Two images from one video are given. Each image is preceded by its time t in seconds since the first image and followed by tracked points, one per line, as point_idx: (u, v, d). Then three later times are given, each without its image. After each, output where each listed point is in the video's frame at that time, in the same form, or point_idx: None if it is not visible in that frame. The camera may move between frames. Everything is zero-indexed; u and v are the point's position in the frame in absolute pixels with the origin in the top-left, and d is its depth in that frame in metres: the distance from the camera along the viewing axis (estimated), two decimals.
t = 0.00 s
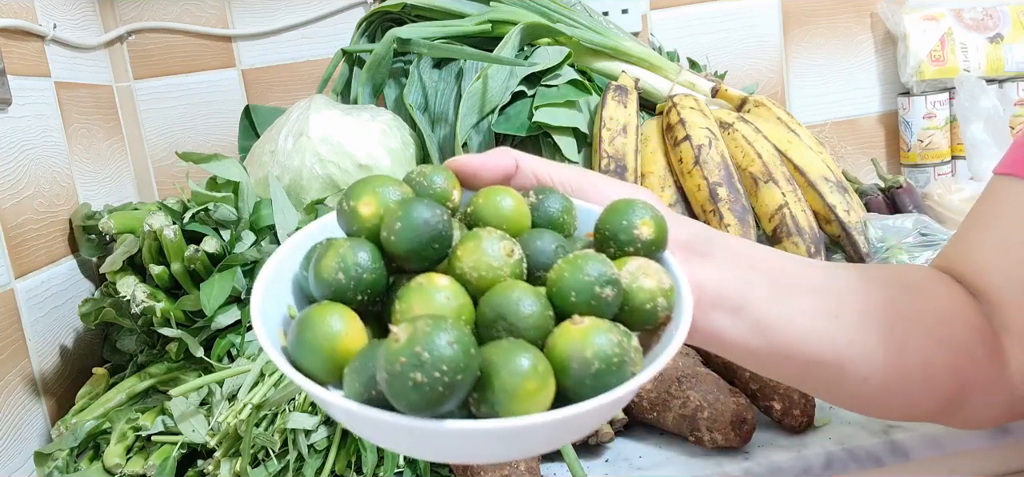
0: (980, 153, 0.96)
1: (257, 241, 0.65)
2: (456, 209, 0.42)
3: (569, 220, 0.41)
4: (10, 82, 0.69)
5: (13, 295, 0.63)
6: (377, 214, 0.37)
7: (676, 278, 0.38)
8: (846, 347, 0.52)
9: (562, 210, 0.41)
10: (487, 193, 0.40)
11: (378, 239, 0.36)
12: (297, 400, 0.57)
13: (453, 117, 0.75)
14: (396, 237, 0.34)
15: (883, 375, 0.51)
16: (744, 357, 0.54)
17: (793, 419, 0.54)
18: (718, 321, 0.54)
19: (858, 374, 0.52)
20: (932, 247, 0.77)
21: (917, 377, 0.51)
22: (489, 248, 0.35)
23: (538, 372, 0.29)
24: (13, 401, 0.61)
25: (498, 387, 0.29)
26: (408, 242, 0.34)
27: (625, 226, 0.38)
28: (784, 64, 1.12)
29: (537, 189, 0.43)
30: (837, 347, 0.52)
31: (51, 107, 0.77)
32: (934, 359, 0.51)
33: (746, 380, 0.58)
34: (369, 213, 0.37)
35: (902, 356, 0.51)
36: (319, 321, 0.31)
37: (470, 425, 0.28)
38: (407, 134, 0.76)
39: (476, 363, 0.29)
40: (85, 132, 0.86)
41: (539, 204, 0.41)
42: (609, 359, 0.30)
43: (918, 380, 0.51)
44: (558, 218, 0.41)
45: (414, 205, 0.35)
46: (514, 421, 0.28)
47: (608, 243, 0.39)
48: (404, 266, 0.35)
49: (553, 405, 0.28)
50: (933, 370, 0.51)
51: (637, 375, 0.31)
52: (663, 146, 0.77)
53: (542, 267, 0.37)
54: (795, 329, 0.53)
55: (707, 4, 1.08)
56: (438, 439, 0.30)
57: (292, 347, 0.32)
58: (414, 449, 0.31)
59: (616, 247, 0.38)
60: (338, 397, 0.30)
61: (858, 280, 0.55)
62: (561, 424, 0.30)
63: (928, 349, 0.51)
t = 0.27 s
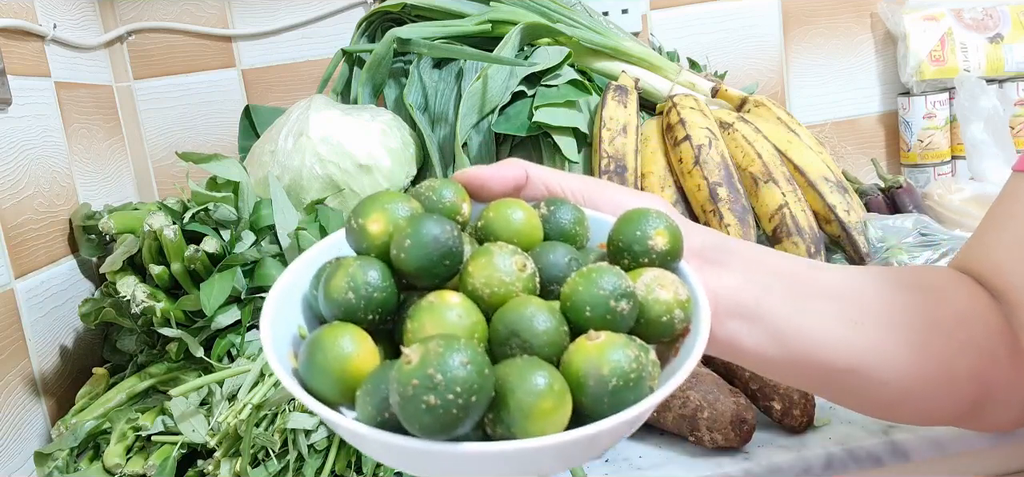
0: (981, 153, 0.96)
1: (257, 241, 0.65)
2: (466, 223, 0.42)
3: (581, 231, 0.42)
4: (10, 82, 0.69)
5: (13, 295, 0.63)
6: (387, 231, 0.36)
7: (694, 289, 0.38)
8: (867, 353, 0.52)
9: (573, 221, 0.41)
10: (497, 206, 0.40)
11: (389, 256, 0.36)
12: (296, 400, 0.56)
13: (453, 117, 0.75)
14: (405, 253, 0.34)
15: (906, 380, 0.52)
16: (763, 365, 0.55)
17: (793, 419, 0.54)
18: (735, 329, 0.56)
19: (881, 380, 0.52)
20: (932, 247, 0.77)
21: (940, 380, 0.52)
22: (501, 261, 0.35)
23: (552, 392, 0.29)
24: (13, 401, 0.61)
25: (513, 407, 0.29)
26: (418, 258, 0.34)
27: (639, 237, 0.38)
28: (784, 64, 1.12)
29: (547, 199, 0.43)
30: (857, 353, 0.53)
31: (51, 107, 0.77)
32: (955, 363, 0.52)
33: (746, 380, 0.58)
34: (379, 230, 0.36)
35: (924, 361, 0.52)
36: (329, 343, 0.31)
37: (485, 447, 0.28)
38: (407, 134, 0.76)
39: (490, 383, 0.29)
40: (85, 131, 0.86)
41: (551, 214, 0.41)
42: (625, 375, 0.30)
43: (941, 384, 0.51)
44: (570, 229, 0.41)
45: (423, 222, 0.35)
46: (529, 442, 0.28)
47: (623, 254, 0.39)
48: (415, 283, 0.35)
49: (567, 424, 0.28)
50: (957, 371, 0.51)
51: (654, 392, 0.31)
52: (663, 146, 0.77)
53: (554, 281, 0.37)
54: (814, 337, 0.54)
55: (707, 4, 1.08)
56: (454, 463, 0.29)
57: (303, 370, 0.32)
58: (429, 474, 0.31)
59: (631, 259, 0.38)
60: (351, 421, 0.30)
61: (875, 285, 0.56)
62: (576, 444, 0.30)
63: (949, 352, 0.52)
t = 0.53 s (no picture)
0: (981, 153, 0.96)
1: (257, 241, 0.65)
2: (478, 219, 0.41)
3: (595, 228, 0.41)
4: (10, 82, 0.69)
5: (13, 295, 0.63)
6: (400, 228, 0.36)
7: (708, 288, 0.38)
8: (883, 352, 0.52)
9: (587, 218, 0.41)
10: (510, 203, 0.40)
11: (401, 252, 0.36)
12: (297, 400, 0.56)
13: (453, 117, 0.75)
14: (419, 249, 0.34)
15: (924, 379, 0.52)
16: (778, 363, 0.55)
17: (793, 419, 0.54)
18: (750, 328, 0.56)
19: (898, 378, 0.52)
20: (932, 247, 0.77)
21: (959, 380, 0.51)
22: (513, 259, 0.35)
23: (563, 389, 0.29)
24: (13, 401, 0.61)
25: (524, 404, 0.29)
26: (431, 254, 0.34)
27: (653, 235, 0.38)
28: (784, 64, 1.12)
29: (561, 196, 0.43)
30: (873, 352, 0.53)
31: (50, 107, 0.77)
32: (973, 363, 0.51)
33: (746, 380, 0.58)
34: (392, 226, 0.36)
35: (941, 360, 0.52)
36: (342, 338, 0.31)
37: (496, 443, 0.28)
38: (407, 134, 0.76)
39: (500, 380, 0.29)
40: (84, 132, 0.86)
41: (564, 212, 0.41)
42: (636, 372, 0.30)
43: (960, 384, 0.51)
44: (583, 226, 0.41)
45: (436, 218, 0.34)
46: (539, 439, 0.28)
47: (636, 252, 0.38)
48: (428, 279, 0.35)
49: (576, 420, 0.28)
50: (974, 371, 0.51)
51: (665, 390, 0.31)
52: (663, 146, 0.77)
53: (567, 277, 0.37)
54: (829, 335, 0.54)
55: (707, 4, 1.08)
56: (466, 458, 0.30)
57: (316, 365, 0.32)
58: (440, 469, 0.31)
59: (643, 255, 0.38)
60: (362, 415, 0.30)
61: (893, 284, 0.56)
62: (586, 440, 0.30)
63: (969, 352, 0.51)
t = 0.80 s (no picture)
0: (981, 153, 0.96)
1: (257, 241, 0.65)
2: (487, 221, 0.41)
3: (604, 228, 0.41)
4: (10, 82, 0.69)
5: (13, 295, 0.63)
6: (407, 230, 0.36)
7: (716, 289, 0.38)
8: (897, 351, 0.53)
9: (595, 219, 0.41)
10: (518, 204, 0.40)
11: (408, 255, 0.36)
12: (297, 400, 0.56)
13: (453, 117, 0.75)
14: (424, 252, 0.34)
15: (938, 379, 0.52)
16: (789, 362, 0.55)
17: (793, 419, 0.54)
18: (761, 327, 0.56)
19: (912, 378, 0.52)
20: (932, 247, 0.77)
21: (974, 379, 0.51)
22: (519, 261, 0.35)
23: (568, 394, 0.29)
24: (13, 401, 0.61)
25: (528, 408, 0.29)
26: (436, 255, 0.34)
27: (661, 237, 0.38)
28: (784, 64, 1.12)
29: (570, 196, 0.43)
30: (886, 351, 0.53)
31: (50, 107, 0.77)
32: (990, 363, 0.51)
33: (746, 380, 0.58)
34: (399, 228, 0.36)
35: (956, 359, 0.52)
36: (347, 341, 0.31)
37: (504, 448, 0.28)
38: (407, 134, 0.76)
39: (505, 384, 0.29)
40: (84, 132, 0.86)
41: (573, 213, 0.41)
42: (640, 375, 0.30)
43: (975, 384, 0.51)
44: (592, 227, 0.41)
45: (443, 220, 0.34)
46: (544, 444, 0.28)
47: (643, 253, 0.38)
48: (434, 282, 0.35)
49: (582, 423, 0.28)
50: (991, 371, 0.51)
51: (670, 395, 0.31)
52: (663, 147, 0.77)
53: (573, 278, 0.37)
54: (840, 335, 0.54)
55: (707, 4, 1.08)
56: (472, 464, 0.30)
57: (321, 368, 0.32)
58: (445, 474, 0.31)
59: (652, 257, 0.38)
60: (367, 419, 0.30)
61: (903, 286, 0.56)
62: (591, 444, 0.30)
63: (984, 352, 0.52)
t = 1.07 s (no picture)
0: (981, 153, 0.96)
1: (257, 241, 0.65)
2: (489, 229, 0.41)
3: (605, 236, 0.41)
4: (10, 82, 0.69)
5: (13, 295, 0.63)
6: (408, 241, 0.36)
7: (716, 298, 0.38)
8: (902, 358, 0.52)
9: (597, 227, 0.41)
10: (519, 213, 0.40)
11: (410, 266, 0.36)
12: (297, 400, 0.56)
13: (453, 117, 0.75)
14: (425, 264, 0.34)
15: (945, 383, 0.52)
16: (793, 367, 0.55)
17: (793, 418, 0.54)
18: (766, 333, 0.55)
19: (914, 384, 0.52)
20: (932, 247, 0.77)
21: (979, 383, 0.51)
22: (520, 272, 0.35)
23: (565, 406, 0.29)
24: (13, 401, 0.61)
25: (526, 421, 0.29)
26: (437, 267, 0.34)
27: (661, 246, 0.38)
28: (784, 64, 1.12)
29: (572, 204, 0.43)
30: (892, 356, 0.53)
31: (50, 107, 0.77)
32: (997, 366, 0.51)
33: (746, 380, 0.58)
34: (401, 239, 0.36)
35: (961, 363, 0.52)
36: (349, 354, 0.31)
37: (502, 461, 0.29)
38: (407, 134, 0.76)
39: (503, 398, 0.29)
40: (84, 131, 0.86)
41: (575, 220, 0.41)
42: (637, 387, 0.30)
43: (980, 387, 0.51)
44: (593, 234, 0.41)
45: (443, 232, 0.34)
46: (542, 456, 0.29)
47: (645, 262, 0.38)
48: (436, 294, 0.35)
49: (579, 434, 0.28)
50: (997, 375, 0.51)
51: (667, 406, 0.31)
52: (663, 147, 0.77)
53: (574, 287, 0.37)
54: (847, 341, 0.53)
55: (707, 4, 1.08)
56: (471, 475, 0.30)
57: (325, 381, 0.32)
58: None
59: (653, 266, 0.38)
60: (369, 434, 0.30)
61: (909, 287, 0.55)
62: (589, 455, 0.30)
63: (991, 355, 0.51)
